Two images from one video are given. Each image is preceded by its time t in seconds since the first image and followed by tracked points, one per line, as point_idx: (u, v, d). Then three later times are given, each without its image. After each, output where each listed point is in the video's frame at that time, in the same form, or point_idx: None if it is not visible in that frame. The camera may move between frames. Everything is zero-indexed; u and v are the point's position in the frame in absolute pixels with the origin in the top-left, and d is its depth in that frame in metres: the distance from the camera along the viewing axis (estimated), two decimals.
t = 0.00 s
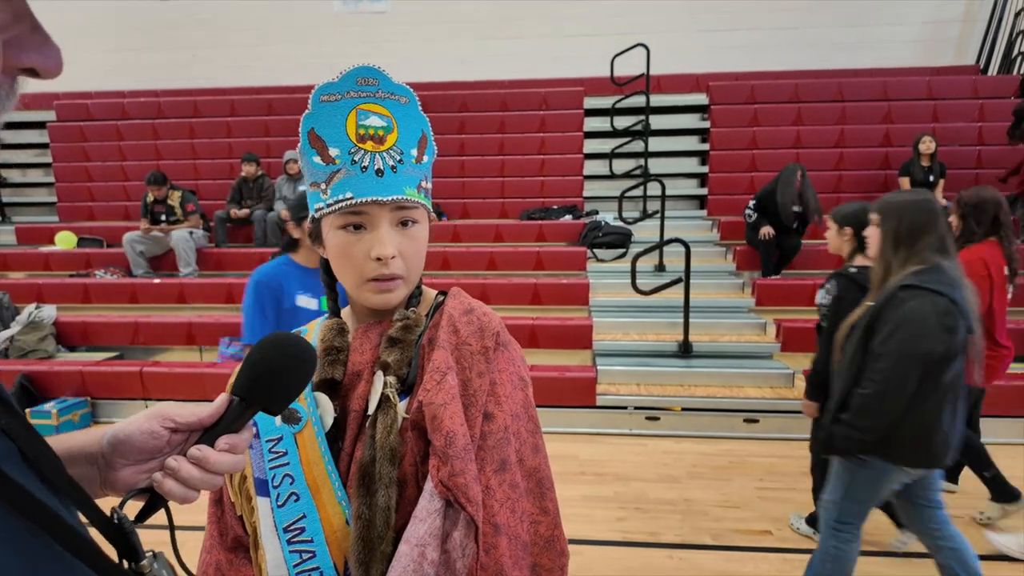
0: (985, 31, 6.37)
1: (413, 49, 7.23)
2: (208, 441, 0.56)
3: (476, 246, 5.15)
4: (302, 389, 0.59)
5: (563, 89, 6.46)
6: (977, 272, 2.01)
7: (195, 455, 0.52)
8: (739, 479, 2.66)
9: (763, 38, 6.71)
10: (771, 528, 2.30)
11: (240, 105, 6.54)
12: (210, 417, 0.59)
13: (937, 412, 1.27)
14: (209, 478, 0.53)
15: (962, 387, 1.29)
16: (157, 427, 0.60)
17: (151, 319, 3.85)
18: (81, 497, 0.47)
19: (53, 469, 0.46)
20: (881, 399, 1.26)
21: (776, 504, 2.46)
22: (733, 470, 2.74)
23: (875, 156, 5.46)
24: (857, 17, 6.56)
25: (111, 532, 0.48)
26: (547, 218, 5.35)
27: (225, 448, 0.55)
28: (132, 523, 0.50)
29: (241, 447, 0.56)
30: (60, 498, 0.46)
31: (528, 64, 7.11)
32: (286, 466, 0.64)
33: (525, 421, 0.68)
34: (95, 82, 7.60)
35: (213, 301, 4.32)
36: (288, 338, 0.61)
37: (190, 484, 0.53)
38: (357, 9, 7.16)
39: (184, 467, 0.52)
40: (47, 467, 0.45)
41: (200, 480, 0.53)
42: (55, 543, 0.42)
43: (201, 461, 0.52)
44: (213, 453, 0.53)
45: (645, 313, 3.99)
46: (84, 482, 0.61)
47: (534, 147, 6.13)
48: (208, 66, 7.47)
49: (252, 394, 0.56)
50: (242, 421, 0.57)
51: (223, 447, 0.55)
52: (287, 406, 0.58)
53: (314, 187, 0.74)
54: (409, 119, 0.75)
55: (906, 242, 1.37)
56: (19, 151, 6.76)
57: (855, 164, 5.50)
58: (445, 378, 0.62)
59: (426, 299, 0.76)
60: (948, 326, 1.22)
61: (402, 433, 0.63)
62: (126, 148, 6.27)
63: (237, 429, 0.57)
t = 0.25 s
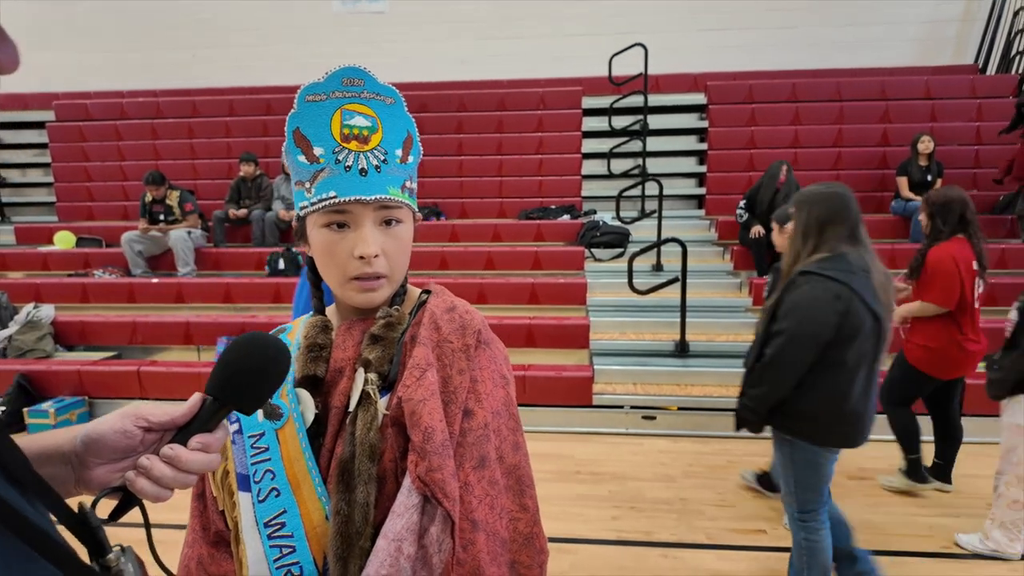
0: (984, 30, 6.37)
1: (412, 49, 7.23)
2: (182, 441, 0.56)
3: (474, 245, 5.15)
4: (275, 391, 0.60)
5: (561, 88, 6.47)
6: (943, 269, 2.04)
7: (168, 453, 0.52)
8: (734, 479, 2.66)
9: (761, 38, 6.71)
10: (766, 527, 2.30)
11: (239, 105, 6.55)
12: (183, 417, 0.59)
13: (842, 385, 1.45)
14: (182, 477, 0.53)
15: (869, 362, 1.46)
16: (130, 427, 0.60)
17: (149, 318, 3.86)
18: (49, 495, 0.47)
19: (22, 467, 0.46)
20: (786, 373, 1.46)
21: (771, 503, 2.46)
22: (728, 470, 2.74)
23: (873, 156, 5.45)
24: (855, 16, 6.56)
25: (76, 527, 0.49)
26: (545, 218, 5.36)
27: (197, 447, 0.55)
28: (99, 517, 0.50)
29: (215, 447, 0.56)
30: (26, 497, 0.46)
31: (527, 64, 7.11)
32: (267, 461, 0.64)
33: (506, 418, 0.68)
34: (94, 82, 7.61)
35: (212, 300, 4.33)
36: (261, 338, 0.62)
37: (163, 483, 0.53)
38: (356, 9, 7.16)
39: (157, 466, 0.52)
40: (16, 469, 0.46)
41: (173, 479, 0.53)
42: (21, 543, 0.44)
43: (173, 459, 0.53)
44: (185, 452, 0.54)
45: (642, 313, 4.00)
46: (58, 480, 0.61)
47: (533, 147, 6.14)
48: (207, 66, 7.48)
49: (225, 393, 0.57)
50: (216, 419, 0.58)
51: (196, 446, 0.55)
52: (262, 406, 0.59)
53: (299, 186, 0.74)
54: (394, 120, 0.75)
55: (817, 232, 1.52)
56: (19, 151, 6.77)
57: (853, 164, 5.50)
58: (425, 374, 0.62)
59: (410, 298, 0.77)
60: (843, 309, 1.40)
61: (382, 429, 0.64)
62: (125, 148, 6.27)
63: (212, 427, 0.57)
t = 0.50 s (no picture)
0: (986, 28, 6.34)
1: (413, 47, 7.24)
2: (156, 431, 0.56)
3: (474, 244, 5.15)
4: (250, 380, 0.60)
5: (562, 87, 6.47)
6: (911, 269, 2.10)
7: (140, 444, 0.53)
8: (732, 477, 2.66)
9: (762, 36, 6.70)
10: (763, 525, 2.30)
11: (240, 104, 6.56)
12: (158, 407, 0.59)
13: (759, 372, 1.56)
14: (156, 468, 0.54)
15: (784, 351, 1.57)
16: (103, 417, 0.59)
17: (149, 316, 3.87)
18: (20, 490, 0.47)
19: None
20: (706, 363, 1.57)
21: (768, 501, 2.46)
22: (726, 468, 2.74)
23: (874, 154, 5.43)
24: (857, 14, 6.53)
25: (44, 518, 0.49)
26: (546, 216, 5.35)
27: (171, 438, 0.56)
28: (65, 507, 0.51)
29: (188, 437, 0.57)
30: None
31: (528, 62, 7.11)
32: (253, 452, 0.64)
33: (491, 413, 0.67)
34: (96, 81, 7.64)
35: (212, 298, 4.34)
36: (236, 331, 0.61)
37: (137, 473, 0.53)
38: (357, 8, 7.17)
39: (130, 456, 0.53)
40: None
41: (147, 468, 0.54)
42: None
43: (147, 450, 0.53)
44: (159, 442, 0.54)
45: (641, 311, 4.00)
46: (34, 467, 0.62)
47: (533, 145, 6.14)
48: (208, 65, 7.50)
49: (200, 384, 0.57)
50: (191, 410, 0.58)
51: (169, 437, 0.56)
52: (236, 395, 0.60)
53: (284, 176, 0.75)
54: (382, 114, 0.75)
55: (737, 233, 1.63)
56: (21, 150, 6.80)
57: (854, 162, 5.48)
58: (409, 367, 0.62)
59: (397, 292, 0.77)
60: (752, 303, 1.52)
61: (366, 422, 0.64)
62: (127, 147, 6.30)
63: (186, 418, 0.58)
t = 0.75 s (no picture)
0: (993, 26, 6.29)
1: (416, 46, 7.23)
2: (142, 429, 0.56)
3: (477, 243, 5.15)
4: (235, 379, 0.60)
5: (566, 85, 6.45)
6: (879, 266, 2.19)
7: (125, 442, 0.53)
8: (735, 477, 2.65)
9: (766, 34, 6.66)
10: (765, 525, 2.29)
11: (245, 103, 6.57)
12: (143, 404, 0.58)
13: (704, 356, 1.62)
14: (140, 468, 0.54)
15: (729, 335, 1.64)
16: (88, 414, 0.59)
17: (153, 314, 3.88)
18: None
19: None
20: (654, 342, 1.64)
21: (771, 501, 2.45)
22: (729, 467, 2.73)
23: (880, 153, 5.39)
24: (862, 11, 6.49)
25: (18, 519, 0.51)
26: (549, 215, 5.33)
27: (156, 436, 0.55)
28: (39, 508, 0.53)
29: (174, 436, 0.56)
30: None
31: (531, 61, 7.10)
32: (246, 450, 0.64)
33: (485, 412, 0.67)
34: (102, 80, 7.67)
35: (215, 296, 4.35)
36: (223, 324, 0.62)
37: (122, 471, 0.53)
38: (361, 7, 7.18)
39: (114, 454, 0.52)
40: None
41: (132, 467, 0.53)
42: None
43: (131, 448, 0.53)
44: (144, 440, 0.54)
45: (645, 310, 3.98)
46: (20, 466, 0.63)
47: (537, 144, 6.13)
48: (212, 64, 7.52)
49: (186, 381, 0.57)
50: (178, 407, 0.58)
51: (154, 435, 0.55)
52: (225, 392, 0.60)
53: (281, 171, 0.74)
54: (381, 111, 0.74)
55: (693, 224, 1.71)
56: (27, 149, 6.83)
57: (860, 161, 5.45)
58: (401, 365, 0.61)
59: (393, 290, 0.77)
60: (699, 288, 1.59)
61: (359, 420, 0.63)
62: (132, 146, 6.33)
63: (173, 416, 0.57)
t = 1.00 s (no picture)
0: (1001, 23, 6.23)
1: (419, 44, 7.22)
2: (131, 430, 0.55)
3: (480, 241, 5.13)
4: (225, 379, 0.58)
5: (569, 84, 6.43)
6: (854, 261, 2.33)
7: (113, 444, 0.51)
8: (739, 478, 2.63)
9: (771, 31, 6.62)
10: (770, 527, 2.27)
11: (248, 101, 6.57)
12: (131, 405, 0.57)
13: (649, 347, 1.72)
14: (128, 470, 0.52)
15: (674, 328, 1.72)
16: (75, 416, 0.58)
17: (156, 313, 3.88)
18: None
19: None
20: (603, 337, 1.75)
21: (776, 502, 2.43)
22: (733, 468, 2.71)
23: (886, 151, 5.35)
24: (868, 8, 6.45)
25: None
26: (553, 213, 5.30)
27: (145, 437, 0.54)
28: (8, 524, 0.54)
29: (164, 437, 0.55)
30: None
31: (534, 59, 7.07)
32: (243, 453, 0.62)
33: (487, 413, 0.65)
34: (106, 79, 7.69)
35: (218, 295, 4.34)
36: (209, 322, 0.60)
37: (111, 474, 0.52)
38: (364, 6, 7.17)
39: (102, 457, 0.51)
40: None
41: (120, 469, 0.52)
42: None
43: (119, 450, 0.52)
44: (132, 442, 0.52)
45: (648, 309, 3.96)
46: (5, 469, 0.61)
47: (540, 142, 6.12)
48: (216, 62, 7.52)
49: (176, 381, 0.56)
50: (168, 408, 0.56)
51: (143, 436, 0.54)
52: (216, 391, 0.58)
53: (277, 167, 0.73)
54: (378, 106, 0.73)
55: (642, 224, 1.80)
56: (31, 147, 6.85)
57: (865, 159, 5.41)
58: (401, 366, 0.60)
59: (392, 289, 0.75)
60: (641, 285, 1.68)
61: (358, 423, 0.62)
62: (136, 145, 6.33)
63: (163, 417, 0.56)
